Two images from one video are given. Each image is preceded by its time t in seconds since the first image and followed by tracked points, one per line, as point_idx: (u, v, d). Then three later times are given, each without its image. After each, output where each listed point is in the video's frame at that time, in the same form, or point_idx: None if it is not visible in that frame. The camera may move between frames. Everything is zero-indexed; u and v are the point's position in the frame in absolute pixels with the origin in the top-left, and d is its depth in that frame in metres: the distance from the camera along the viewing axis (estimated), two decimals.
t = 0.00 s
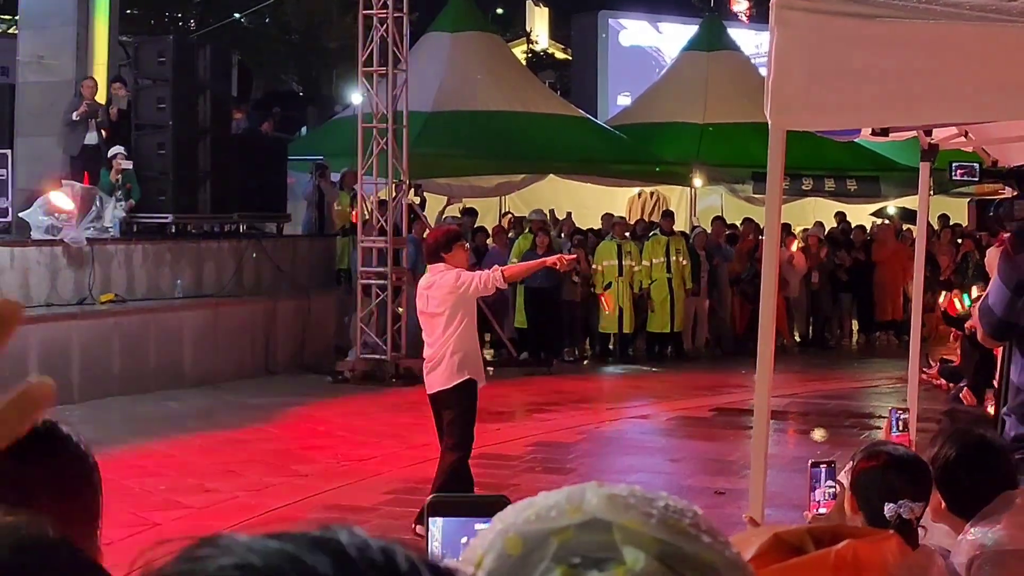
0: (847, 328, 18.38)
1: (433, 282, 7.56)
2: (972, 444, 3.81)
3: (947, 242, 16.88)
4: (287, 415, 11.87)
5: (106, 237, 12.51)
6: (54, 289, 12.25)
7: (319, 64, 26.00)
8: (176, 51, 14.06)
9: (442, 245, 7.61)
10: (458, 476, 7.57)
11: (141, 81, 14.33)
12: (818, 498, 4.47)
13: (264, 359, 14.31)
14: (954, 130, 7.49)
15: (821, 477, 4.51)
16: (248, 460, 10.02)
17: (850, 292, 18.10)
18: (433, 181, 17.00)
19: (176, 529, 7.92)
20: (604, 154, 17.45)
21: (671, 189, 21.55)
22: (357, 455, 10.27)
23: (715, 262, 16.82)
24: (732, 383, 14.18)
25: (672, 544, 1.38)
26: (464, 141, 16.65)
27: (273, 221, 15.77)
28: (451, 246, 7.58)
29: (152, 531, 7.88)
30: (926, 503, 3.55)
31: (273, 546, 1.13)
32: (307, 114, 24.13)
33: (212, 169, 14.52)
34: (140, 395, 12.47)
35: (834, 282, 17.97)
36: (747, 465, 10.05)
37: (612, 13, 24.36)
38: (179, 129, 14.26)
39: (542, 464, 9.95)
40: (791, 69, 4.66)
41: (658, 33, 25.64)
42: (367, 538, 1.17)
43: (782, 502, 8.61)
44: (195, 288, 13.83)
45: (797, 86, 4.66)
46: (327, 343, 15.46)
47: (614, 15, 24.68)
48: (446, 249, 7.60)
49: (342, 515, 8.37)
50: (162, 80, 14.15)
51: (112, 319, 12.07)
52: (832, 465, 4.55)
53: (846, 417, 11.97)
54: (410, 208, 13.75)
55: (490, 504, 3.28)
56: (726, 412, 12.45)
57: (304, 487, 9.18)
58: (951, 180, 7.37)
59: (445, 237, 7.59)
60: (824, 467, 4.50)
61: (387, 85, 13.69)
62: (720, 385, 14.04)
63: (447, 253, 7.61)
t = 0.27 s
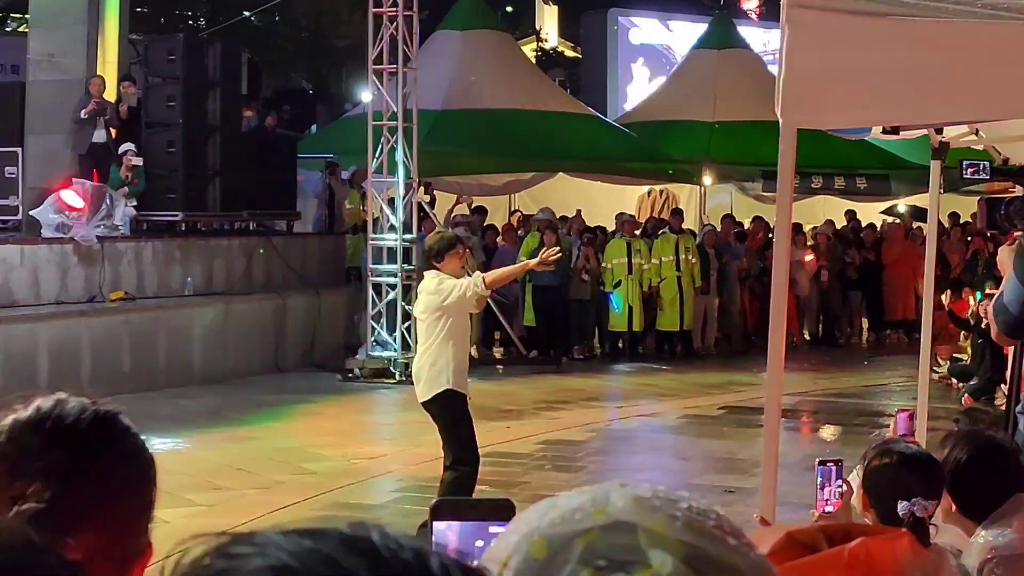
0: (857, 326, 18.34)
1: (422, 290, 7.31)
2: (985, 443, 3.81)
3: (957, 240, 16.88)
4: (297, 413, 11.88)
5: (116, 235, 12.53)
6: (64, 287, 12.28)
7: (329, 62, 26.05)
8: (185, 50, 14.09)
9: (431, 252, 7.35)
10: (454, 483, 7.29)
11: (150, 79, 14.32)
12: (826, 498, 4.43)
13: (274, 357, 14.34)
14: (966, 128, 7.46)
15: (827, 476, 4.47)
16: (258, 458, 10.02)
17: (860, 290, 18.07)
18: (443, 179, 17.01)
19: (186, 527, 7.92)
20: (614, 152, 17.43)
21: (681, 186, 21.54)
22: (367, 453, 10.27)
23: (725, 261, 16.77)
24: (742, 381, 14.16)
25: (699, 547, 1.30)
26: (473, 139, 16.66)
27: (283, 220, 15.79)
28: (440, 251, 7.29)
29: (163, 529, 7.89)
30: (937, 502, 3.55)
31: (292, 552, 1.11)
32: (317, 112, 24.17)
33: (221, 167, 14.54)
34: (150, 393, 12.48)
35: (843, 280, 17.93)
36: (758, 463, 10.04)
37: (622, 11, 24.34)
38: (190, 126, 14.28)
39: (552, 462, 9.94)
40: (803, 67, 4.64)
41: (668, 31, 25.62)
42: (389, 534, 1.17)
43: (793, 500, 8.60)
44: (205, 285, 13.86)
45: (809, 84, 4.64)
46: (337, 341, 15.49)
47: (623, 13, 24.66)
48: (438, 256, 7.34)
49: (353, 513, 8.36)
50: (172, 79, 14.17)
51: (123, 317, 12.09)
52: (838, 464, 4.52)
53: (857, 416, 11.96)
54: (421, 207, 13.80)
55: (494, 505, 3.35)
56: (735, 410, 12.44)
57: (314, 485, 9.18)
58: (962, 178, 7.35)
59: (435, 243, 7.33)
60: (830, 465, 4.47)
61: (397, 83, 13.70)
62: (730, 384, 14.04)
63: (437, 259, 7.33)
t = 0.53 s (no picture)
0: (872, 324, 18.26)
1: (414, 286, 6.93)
2: (1002, 443, 3.82)
3: (972, 238, 16.79)
4: (311, 411, 11.88)
5: (129, 233, 12.55)
6: (79, 285, 12.32)
7: (344, 61, 26.11)
8: (200, 49, 14.16)
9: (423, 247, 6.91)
10: (451, 485, 6.83)
11: (165, 78, 14.43)
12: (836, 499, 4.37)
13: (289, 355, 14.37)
14: (984, 125, 7.39)
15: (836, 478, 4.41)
16: (272, 456, 10.02)
17: (875, 288, 18.00)
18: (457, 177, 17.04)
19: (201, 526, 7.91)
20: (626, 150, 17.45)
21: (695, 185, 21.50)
22: (381, 451, 10.26)
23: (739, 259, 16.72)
24: (757, 380, 14.13)
25: (725, 545, 1.18)
26: (487, 138, 16.67)
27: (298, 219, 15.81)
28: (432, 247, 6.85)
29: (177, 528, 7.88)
30: (954, 498, 3.54)
31: (312, 542, 1.01)
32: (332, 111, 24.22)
33: (237, 166, 14.59)
34: (164, 391, 12.49)
35: (857, 279, 17.88)
36: (773, 462, 10.00)
37: (636, 9, 24.30)
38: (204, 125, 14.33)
39: (567, 461, 9.91)
40: (820, 65, 4.61)
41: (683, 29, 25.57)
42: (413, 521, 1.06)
43: (809, 500, 8.55)
44: (220, 284, 13.89)
45: (827, 82, 4.61)
46: (352, 339, 15.51)
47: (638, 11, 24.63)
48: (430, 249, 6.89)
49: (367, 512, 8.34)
50: (187, 77, 14.25)
51: (137, 316, 12.10)
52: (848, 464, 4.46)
53: (872, 415, 11.91)
54: (435, 205, 13.81)
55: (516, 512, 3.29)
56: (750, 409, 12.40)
57: (329, 484, 9.16)
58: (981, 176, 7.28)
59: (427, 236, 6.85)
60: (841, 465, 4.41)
61: (411, 82, 13.71)
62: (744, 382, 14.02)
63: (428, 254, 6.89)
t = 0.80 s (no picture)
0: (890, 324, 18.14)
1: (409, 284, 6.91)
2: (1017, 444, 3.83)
3: (990, 238, 16.74)
4: (328, 411, 11.91)
5: (147, 233, 12.60)
6: (98, 284, 12.38)
7: (360, 61, 26.10)
8: (218, 48, 14.25)
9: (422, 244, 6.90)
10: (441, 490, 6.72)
11: (183, 78, 14.54)
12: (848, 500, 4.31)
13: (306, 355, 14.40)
14: (1001, 124, 7.38)
15: (846, 478, 4.35)
16: (290, 456, 10.06)
17: (892, 288, 17.94)
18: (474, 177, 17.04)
19: (220, 525, 7.95)
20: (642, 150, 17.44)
21: (712, 184, 21.47)
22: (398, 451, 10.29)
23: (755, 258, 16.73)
24: (774, 380, 14.09)
25: (742, 542, 1.28)
26: (503, 137, 16.66)
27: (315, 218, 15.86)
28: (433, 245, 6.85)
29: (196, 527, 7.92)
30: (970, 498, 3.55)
31: (367, 533, 1.04)
32: (348, 110, 24.22)
33: (254, 166, 14.56)
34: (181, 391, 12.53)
35: (874, 278, 17.82)
36: (790, 462, 10.00)
37: (652, 9, 24.26)
38: (221, 126, 14.41)
39: (583, 460, 9.93)
40: (838, 66, 4.60)
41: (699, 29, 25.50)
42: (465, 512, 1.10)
43: (827, 500, 8.55)
44: (237, 284, 13.91)
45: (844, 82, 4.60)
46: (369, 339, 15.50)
47: (655, 11, 24.58)
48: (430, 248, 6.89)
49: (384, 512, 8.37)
50: (203, 78, 14.36)
51: (155, 315, 12.15)
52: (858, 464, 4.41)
53: (890, 415, 11.88)
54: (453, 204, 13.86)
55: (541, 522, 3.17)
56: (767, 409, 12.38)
57: (346, 483, 9.20)
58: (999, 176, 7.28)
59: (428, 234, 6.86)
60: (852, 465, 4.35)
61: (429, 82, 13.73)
62: (760, 382, 14.00)
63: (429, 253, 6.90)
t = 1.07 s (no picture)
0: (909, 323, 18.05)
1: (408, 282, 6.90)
2: None
3: (1011, 237, 16.64)
4: (347, 411, 11.93)
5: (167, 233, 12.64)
6: (118, 285, 12.44)
7: (379, 60, 26.13)
8: (238, 49, 14.27)
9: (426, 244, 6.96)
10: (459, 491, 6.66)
11: (202, 78, 14.51)
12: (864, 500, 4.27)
13: (326, 353, 14.44)
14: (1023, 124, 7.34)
15: (863, 477, 4.31)
16: (309, 455, 10.08)
17: (912, 288, 17.83)
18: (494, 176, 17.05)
19: (241, 524, 7.98)
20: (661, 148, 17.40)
21: (731, 183, 21.42)
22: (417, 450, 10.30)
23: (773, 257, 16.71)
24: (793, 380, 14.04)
25: (778, 548, 1.30)
26: (522, 137, 16.66)
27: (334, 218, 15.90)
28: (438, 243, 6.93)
29: (217, 526, 7.95)
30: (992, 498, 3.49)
31: (415, 538, 1.03)
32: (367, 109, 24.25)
33: (273, 166, 14.64)
34: (201, 390, 12.57)
35: (894, 277, 17.73)
36: (809, 462, 9.96)
37: (671, 8, 24.22)
38: (241, 126, 14.43)
39: (602, 461, 9.92)
40: (859, 66, 4.59)
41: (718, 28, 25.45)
42: (508, 514, 1.12)
43: (847, 501, 8.52)
44: (257, 283, 13.95)
45: (865, 82, 4.59)
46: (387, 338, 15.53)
47: (674, 10, 24.55)
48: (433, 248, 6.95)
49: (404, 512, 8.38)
50: (224, 78, 14.34)
51: (174, 315, 12.19)
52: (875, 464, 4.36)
53: (911, 415, 11.83)
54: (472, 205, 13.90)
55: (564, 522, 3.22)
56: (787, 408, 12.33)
57: (366, 483, 9.21)
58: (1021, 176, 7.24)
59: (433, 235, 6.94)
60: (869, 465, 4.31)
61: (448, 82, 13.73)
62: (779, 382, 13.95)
63: (433, 252, 6.95)
